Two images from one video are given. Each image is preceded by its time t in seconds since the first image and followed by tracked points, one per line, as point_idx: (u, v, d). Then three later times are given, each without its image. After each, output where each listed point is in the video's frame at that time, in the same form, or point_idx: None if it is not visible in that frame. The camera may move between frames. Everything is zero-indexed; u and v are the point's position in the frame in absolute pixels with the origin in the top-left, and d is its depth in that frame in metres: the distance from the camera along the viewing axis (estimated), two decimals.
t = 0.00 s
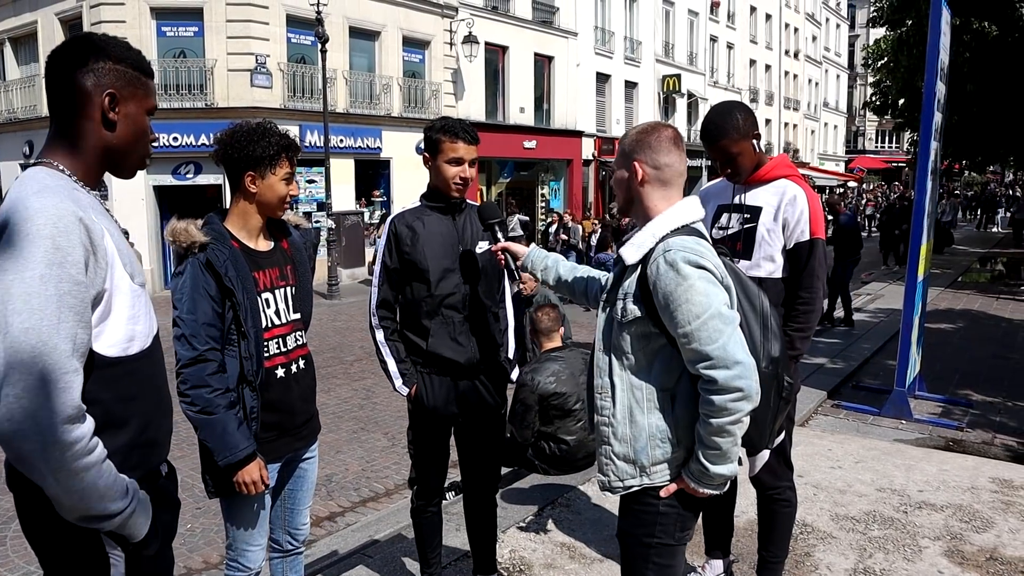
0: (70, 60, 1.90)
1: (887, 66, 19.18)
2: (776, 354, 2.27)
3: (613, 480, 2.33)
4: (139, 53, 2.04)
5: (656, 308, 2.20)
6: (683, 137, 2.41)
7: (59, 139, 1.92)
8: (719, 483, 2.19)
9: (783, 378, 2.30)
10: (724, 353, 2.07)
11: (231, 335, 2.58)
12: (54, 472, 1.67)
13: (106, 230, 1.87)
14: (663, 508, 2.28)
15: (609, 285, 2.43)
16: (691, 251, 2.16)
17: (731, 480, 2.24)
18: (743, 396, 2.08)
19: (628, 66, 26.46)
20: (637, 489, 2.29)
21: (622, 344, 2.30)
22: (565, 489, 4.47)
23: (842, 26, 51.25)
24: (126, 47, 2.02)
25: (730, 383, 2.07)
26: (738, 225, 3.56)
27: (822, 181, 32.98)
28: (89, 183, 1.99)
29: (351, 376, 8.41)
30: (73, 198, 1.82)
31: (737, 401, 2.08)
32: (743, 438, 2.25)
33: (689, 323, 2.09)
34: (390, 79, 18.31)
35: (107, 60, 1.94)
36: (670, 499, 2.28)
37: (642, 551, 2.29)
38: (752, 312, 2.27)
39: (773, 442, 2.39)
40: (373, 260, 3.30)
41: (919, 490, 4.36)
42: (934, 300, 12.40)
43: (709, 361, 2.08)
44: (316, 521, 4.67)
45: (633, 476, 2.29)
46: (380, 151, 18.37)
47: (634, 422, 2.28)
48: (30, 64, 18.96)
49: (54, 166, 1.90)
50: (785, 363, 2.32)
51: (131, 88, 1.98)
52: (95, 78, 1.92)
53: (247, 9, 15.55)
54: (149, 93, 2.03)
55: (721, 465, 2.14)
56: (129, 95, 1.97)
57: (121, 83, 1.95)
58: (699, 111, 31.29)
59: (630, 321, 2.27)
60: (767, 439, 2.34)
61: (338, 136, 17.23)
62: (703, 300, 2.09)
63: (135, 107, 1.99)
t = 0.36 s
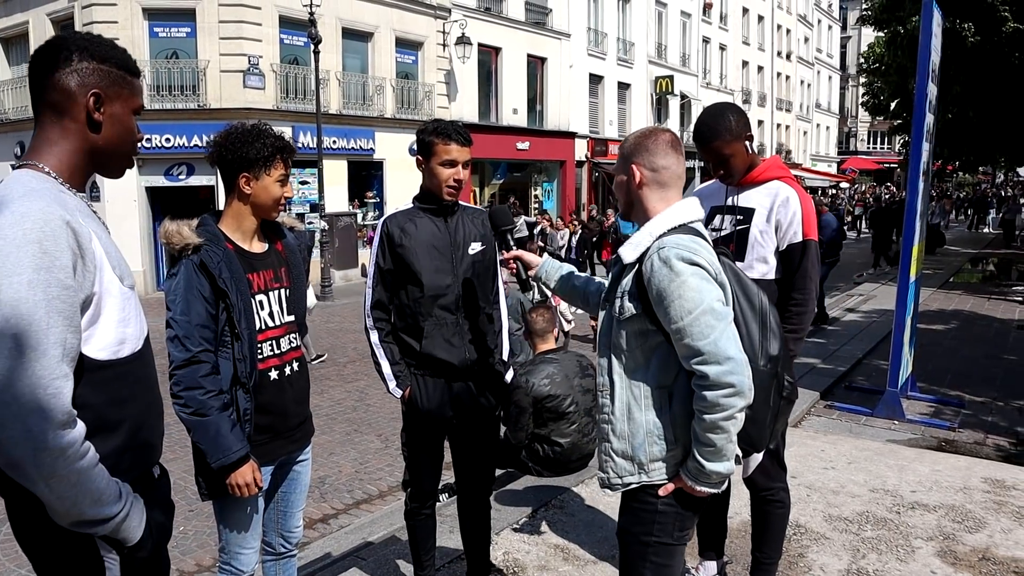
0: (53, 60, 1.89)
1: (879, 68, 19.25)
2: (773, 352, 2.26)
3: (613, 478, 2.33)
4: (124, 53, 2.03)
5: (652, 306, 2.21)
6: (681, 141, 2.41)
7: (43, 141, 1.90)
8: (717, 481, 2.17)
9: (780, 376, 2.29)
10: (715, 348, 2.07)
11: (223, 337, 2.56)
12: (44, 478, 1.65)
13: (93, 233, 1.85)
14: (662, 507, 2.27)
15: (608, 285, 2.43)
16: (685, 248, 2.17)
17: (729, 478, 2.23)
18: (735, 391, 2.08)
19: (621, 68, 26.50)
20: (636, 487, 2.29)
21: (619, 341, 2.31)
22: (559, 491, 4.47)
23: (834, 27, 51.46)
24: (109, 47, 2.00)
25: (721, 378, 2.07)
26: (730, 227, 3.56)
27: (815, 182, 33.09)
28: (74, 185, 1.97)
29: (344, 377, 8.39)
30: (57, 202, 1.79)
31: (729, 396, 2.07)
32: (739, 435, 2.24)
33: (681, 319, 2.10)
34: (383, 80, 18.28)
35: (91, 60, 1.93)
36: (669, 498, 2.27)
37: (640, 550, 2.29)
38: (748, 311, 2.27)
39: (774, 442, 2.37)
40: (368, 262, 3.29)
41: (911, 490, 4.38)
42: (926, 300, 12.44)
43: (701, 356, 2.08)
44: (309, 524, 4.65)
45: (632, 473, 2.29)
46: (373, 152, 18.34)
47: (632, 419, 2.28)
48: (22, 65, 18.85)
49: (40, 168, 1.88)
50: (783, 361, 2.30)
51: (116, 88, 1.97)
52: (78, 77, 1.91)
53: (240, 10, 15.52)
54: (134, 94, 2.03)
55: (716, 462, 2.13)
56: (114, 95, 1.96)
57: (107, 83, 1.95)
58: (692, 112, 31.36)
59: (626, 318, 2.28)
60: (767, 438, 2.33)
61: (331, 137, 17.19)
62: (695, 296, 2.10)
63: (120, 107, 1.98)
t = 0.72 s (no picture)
0: (39, 59, 1.88)
1: (872, 70, 19.34)
2: (784, 354, 2.27)
3: (624, 475, 2.35)
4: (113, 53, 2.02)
5: (665, 304, 2.22)
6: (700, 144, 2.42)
7: (32, 142, 1.89)
8: (726, 481, 2.18)
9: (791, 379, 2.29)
10: (728, 348, 2.08)
11: (220, 339, 2.55)
12: (31, 482, 1.65)
13: (83, 235, 1.85)
14: (670, 508, 2.27)
15: (621, 284, 2.44)
16: (700, 247, 2.17)
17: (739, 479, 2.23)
18: (747, 391, 2.08)
19: (616, 69, 26.56)
20: (645, 485, 2.30)
21: (632, 339, 2.32)
22: (555, 492, 4.47)
23: (828, 30, 51.68)
24: (97, 46, 1.99)
25: (734, 377, 2.07)
26: (725, 228, 3.58)
27: (809, 184, 33.21)
28: (63, 186, 1.96)
29: (339, 377, 8.39)
30: (48, 204, 1.79)
31: (740, 396, 2.08)
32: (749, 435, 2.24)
33: (695, 318, 2.11)
34: (378, 81, 18.27)
35: (79, 59, 1.92)
36: (678, 499, 2.27)
37: (648, 550, 2.29)
38: (760, 313, 2.27)
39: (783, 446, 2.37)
40: (366, 263, 3.29)
41: (906, 490, 4.40)
42: (920, 302, 12.50)
43: (713, 354, 2.09)
44: (304, 525, 4.63)
45: (641, 471, 2.30)
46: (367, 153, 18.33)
47: (642, 417, 2.29)
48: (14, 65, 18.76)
49: (30, 169, 1.87)
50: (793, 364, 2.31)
51: (105, 88, 1.96)
52: (65, 77, 1.90)
53: (234, 10, 15.50)
54: (123, 93, 2.02)
55: (725, 462, 2.14)
56: (103, 94, 1.95)
57: (95, 83, 1.94)
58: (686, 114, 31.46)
59: (640, 316, 2.29)
60: (776, 441, 2.33)
61: (325, 139, 17.17)
62: (709, 295, 2.10)
63: (109, 107, 1.97)
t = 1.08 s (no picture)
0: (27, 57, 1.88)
1: (866, 72, 19.40)
2: (780, 353, 2.28)
3: (620, 471, 2.33)
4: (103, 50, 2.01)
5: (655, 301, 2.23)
6: (706, 148, 2.43)
7: (21, 141, 1.89)
8: (720, 479, 2.17)
9: (789, 378, 2.30)
10: (709, 344, 2.08)
11: (215, 338, 2.55)
12: (13, 483, 1.63)
13: (69, 234, 1.83)
14: (667, 503, 2.28)
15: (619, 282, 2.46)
16: (684, 245, 2.18)
17: (735, 477, 2.21)
18: (730, 387, 2.08)
19: (610, 70, 26.59)
20: (642, 481, 2.30)
21: (628, 336, 2.34)
22: (550, 492, 4.46)
23: (822, 31, 51.84)
24: (86, 43, 1.98)
25: (717, 373, 2.08)
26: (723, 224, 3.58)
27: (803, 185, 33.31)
28: (54, 185, 1.96)
29: (333, 377, 8.37)
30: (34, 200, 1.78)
31: (724, 392, 2.08)
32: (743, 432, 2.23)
33: (679, 315, 2.11)
34: (372, 81, 18.24)
35: (71, 57, 1.91)
36: (674, 495, 2.28)
37: (643, 543, 2.29)
38: (756, 310, 2.28)
39: (784, 445, 2.36)
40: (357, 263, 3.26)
41: (900, 490, 4.42)
42: (913, 302, 12.55)
43: (696, 352, 2.10)
44: (299, 526, 4.62)
45: (638, 467, 2.30)
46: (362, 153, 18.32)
47: (637, 413, 2.30)
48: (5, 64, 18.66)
49: (18, 167, 1.87)
50: (792, 362, 2.31)
51: (95, 85, 1.95)
52: (56, 75, 1.89)
53: (228, 9, 15.46)
54: (114, 91, 2.00)
55: (717, 458, 2.13)
56: (93, 92, 1.94)
57: (86, 83, 1.93)
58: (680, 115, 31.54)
59: (634, 313, 2.30)
60: (775, 440, 2.32)
61: (319, 138, 17.15)
62: (692, 291, 2.11)
63: (99, 105, 1.96)
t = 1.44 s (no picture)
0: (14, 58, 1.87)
1: (862, 74, 19.46)
2: (786, 372, 2.22)
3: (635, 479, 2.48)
4: (95, 49, 1.99)
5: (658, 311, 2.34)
6: (744, 153, 2.46)
7: (11, 141, 1.89)
8: (715, 498, 2.18)
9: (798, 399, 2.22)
10: (689, 357, 2.15)
11: (211, 339, 2.54)
12: None
13: (55, 231, 1.83)
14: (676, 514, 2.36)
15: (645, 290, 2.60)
16: (680, 255, 2.25)
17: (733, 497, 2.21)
18: (709, 403, 2.12)
19: (607, 72, 26.63)
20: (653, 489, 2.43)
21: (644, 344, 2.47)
22: (547, 494, 4.46)
23: (817, 35, 52.02)
24: (78, 43, 1.96)
25: (695, 388, 2.13)
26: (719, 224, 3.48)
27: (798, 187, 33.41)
28: (47, 183, 1.96)
29: (328, 379, 8.35)
30: (20, 196, 1.78)
31: (704, 407, 2.13)
32: (740, 450, 2.23)
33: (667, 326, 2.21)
34: (369, 83, 18.23)
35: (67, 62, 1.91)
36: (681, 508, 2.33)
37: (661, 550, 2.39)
38: (767, 324, 2.24)
39: (792, 469, 2.29)
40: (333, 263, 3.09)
41: (896, 493, 4.43)
42: (908, 305, 12.59)
43: (679, 364, 2.18)
44: (295, 528, 4.61)
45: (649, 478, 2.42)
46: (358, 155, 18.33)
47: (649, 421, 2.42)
48: None
49: (9, 167, 1.87)
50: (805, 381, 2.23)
51: (86, 85, 1.94)
52: (42, 76, 1.89)
53: (224, 10, 15.45)
54: (107, 88, 1.99)
55: (708, 475, 2.15)
56: (81, 91, 1.93)
57: (75, 82, 1.92)
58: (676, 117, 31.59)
59: (646, 323, 2.44)
60: (780, 463, 2.27)
61: (316, 139, 17.14)
62: (679, 302, 2.19)
63: (90, 104, 1.95)
